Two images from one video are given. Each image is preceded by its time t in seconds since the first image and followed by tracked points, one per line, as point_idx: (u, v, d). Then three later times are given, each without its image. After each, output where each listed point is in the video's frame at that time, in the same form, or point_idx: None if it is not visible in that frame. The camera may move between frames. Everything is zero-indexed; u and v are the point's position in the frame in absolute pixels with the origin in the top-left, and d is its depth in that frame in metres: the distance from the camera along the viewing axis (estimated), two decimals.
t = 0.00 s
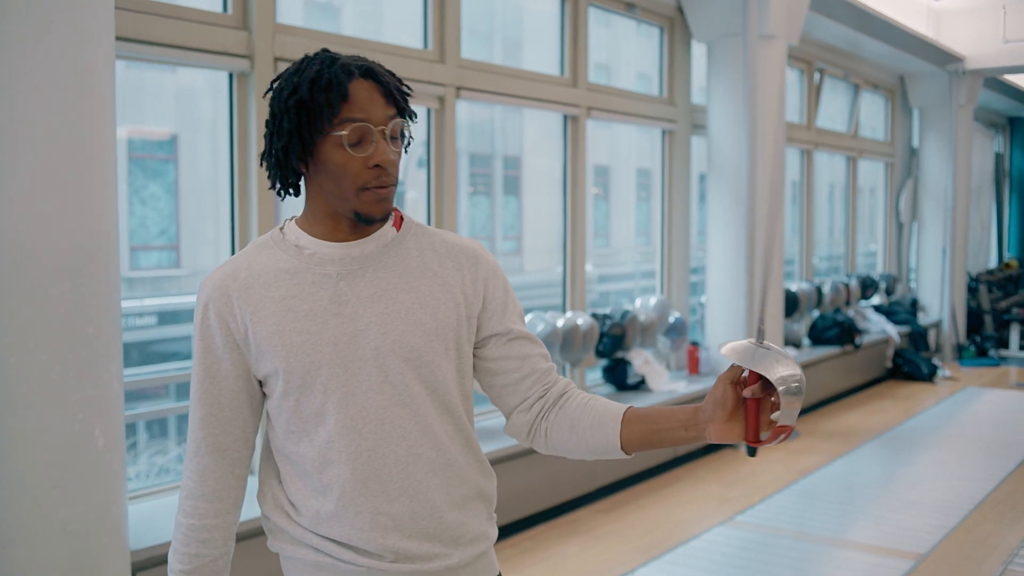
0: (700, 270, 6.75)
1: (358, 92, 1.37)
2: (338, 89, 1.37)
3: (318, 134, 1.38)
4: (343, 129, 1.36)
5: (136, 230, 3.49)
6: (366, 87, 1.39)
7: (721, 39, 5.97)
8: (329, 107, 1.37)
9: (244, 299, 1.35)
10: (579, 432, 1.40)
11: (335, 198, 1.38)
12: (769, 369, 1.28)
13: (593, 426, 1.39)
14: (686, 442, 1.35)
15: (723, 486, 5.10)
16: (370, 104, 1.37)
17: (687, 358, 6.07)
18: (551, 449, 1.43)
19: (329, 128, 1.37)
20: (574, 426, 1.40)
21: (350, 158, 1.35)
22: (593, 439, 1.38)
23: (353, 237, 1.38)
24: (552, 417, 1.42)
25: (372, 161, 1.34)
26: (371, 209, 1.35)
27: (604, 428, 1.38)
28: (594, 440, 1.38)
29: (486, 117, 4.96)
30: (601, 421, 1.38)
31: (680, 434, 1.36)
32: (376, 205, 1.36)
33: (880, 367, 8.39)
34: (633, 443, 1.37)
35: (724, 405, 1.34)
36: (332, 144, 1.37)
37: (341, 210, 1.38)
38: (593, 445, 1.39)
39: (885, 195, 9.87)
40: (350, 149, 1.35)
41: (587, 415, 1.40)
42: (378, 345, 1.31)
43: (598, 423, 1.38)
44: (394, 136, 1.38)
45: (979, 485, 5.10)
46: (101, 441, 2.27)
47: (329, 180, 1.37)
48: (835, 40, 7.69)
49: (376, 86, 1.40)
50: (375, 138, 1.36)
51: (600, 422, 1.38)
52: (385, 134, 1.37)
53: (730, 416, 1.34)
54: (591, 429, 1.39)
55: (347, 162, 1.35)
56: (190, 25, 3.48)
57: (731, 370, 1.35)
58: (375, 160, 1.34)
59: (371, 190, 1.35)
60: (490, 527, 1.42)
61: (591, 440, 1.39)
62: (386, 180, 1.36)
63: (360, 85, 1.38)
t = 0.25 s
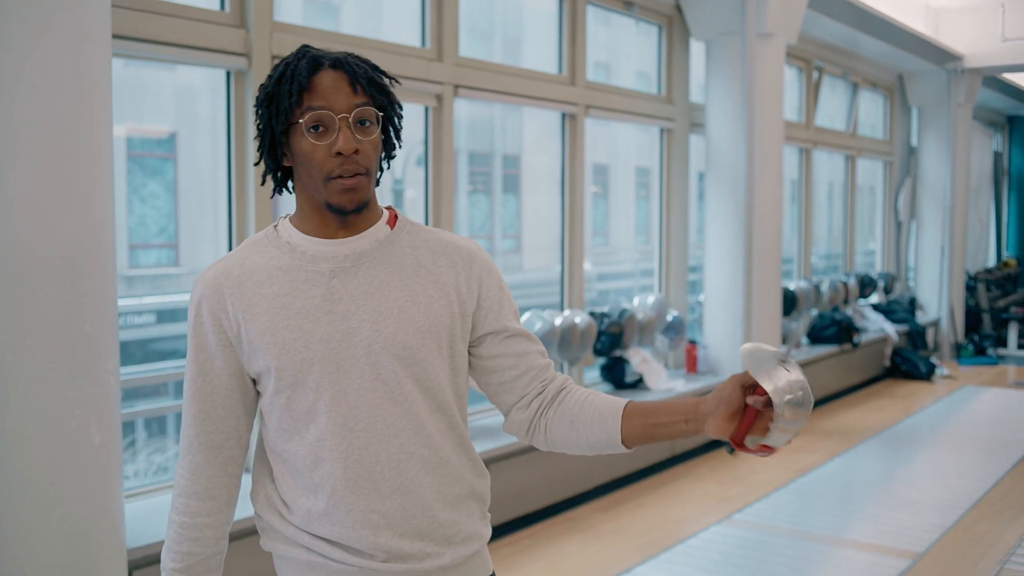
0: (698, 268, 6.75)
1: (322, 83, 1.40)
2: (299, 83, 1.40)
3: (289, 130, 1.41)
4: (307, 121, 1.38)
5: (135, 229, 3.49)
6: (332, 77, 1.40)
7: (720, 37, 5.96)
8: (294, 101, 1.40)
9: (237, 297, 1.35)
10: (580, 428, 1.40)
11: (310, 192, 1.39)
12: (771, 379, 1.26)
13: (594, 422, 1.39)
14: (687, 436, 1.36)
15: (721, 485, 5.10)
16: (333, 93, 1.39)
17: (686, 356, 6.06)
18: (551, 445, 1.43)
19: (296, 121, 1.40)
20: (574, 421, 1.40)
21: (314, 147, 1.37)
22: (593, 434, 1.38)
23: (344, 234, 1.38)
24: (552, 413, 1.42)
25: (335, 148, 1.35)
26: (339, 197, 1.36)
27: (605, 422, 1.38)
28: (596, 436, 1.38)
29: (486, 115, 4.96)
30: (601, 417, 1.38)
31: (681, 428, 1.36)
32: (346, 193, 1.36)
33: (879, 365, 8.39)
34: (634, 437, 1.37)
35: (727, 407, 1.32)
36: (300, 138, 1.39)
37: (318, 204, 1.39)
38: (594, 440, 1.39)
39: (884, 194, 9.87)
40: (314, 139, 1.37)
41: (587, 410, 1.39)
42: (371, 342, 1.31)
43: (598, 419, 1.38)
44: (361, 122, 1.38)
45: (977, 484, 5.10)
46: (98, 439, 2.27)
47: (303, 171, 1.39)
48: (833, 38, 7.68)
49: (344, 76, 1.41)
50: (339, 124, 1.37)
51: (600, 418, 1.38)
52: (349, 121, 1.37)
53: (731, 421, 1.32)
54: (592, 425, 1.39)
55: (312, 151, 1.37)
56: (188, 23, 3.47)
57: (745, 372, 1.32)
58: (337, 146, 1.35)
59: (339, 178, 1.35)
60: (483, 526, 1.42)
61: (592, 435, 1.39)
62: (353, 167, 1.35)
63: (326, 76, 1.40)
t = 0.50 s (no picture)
0: (698, 268, 6.75)
1: (314, 81, 1.39)
2: (289, 82, 1.40)
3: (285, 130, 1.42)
4: (302, 120, 1.38)
5: (136, 229, 3.49)
6: (325, 77, 1.40)
7: (719, 37, 5.96)
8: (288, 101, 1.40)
9: (233, 298, 1.35)
10: (567, 433, 1.40)
11: (308, 192, 1.39)
12: (754, 384, 1.27)
13: (582, 427, 1.39)
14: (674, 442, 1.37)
15: (721, 484, 5.10)
16: (324, 92, 1.39)
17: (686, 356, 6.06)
18: (538, 449, 1.44)
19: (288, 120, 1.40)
20: (562, 427, 1.41)
21: (310, 146, 1.37)
22: (582, 440, 1.39)
23: (338, 232, 1.38)
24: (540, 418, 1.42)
25: (331, 147, 1.35)
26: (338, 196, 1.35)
27: (592, 427, 1.39)
28: (584, 442, 1.39)
29: (486, 114, 4.96)
30: (590, 424, 1.39)
31: (667, 434, 1.38)
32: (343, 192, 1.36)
33: (879, 365, 8.39)
34: (621, 443, 1.39)
35: (715, 409, 1.34)
36: (295, 137, 1.39)
37: (316, 204, 1.39)
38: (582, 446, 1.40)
39: (884, 193, 9.87)
40: (309, 138, 1.37)
41: (574, 414, 1.40)
42: (366, 342, 1.31)
43: (588, 425, 1.39)
44: (354, 121, 1.38)
45: (977, 483, 5.09)
46: (96, 439, 2.27)
47: (298, 171, 1.39)
48: (833, 37, 7.68)
49: (336, 74, 1.41)
50: (331, 123, 1.37)
51: (589, 424, 1.39)
52: (342, 119, 1.37)
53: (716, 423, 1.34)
54: (580, 432, 1.39)
55: (310, 150, 1.37)
56: (186, 23, 3.47)
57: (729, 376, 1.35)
58: (334, 145, 1.35)
59: (336, 177, 1.35)
60: (481, 526, 1.42)
61: (580, 441, 1.39)
62: (349, 164, 1.35)
63: (318, 75, 1.40)
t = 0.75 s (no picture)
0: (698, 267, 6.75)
1: (334, 81, 1.40)
2: (313, 79, 1.39)
3: (296, 125, 1.40)
4: (324, 118, 1.38)
5: (136, 229, 3.49)
6: (343, 78, 1.41)
7: (718, 36, 5.96)
8: (308, 97, 1.39)
9: (225, 301, 1.35)
10: (567, 423, 1.39)
11: (318, 190, 1.38)
12: (754, 366, 1.28)
13: (581, 415, 1.38)
14: (671, 426, 1.35)
15: (721, 483, 5.10)
16: (346, 92, 1.39)
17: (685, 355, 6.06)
18: (540, 441, 1.43)
19: (306, 118, 1.39)
20: (561, 415, 1.39)
21: (332, 145, 1.37)
22: (582, 428, 1.38)
23: (333, 233, 1.39)
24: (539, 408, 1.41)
25: (356, 147, 1.36)
26: (355, 198, 1.36)
27: (591, 416, 1.37)
28: (583, 431, 1.38)
29: (486, 114, 4.96)
30: (588, 411, 1.37)
31: (665, 418, 1.35)
32: (361, 192, 1.36)
33: (879, 364, 8.39)
34: (620, 431, 1.36)
35: (714, 391, 1.33)
36: (313, 134, 1.38)
37: (325, 202, 1.38)
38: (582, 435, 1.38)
39: (884, 192, 9.87)
40: (331, 137, 1.37)
41: (572, 404, 1.39)
42: (360, 342, 1.31)
43: (586, 413, 1.38)
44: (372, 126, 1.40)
45: (976, 482, 5.09)
46: (95, 439, 2.27)
47: (310, 172, 1.39)
48: (833, 36, 7.67)
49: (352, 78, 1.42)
50: (355, 124, 1.38)
51: (587, 412, 1.37)
52: (364, 122, 1.39)
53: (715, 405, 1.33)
54: (579, 419, 1.38)
55: (330, 150, 1.37)
56: (184, 23, 3.47)
57: (728, 358, 1.35)
58: (359, 147, 1.36)
59: (356, 177, 1.36)
60: (477, 525, 1.42)
61: (580, 430, 1.38)
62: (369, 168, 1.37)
63: (338, 76, 1.41)
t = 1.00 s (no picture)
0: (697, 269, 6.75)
1: (335, 88, 1.39)
2: (316, 84, 1.38)
3: (295, 129, 1.39)
4: (324, 125, 1.37)
5: (135, 231, 3.48)
6: (344, 84, 1.40)
7: (716, 38, 5.96)
8: (308, 102, 1.38)
9: (219, 304, 1.34)
10: (557, 427, 1.39)
11: (315, 195, 1.38)
12: (741, 367, 1.29)
13: (571, 420, 1.38)
14: (660, 428, 1.37)
15: (720, 485, 5.10)
16: (348, 99, 1.39)
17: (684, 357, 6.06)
18: (530, 445, 1.42)
19: (308, 124, 1.38)
20: (551, 420, 1.39)
21: (331, 152, 1.36)
22: (572, 433, 1.38)
23: (328, 237, 1.39)
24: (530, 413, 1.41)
25: (355, 155, 1.36)
26: (353, 205, 1.36)
27: (580, 419, 1.38)
28: (574, 435, 1.38)
29: (485, 116, 4.96)
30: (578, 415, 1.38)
31: (653, 420, 1.37)
32: (358, 199, 1.36)
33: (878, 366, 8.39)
34: (609, 433, 1.37)
35: (701, 393, 1.35)
36: (312, 140, 1.37)
37: (321, 207, 1.38)
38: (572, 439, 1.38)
39: (883, 194, 9.87)
40: (331, 143, 1.37)
41: (563, 408, 1.39)
42: (355, 346, 1.30)
43: (576, 417, 1.38)
44: (372, 134, 1.40)
45: (976, 484, 5.09)
46: (91, 442, 2.26)
47: (308, 177, 1.38)
48: (831, 38, 7.67)
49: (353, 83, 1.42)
50: (356, 132, 1.37)
51: (577, 416, 1.38)
52: (364, 130, 1.38)
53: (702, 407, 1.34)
54: (569, 423, 1.38)
55: (329, 157, 1.36)
56: (182, 26, 3.47)
57: (716, 360, 1.36)
58: (358, 155, 1.36)
59: (353, 184, 1.36)
60: (472, 527, 1.42)
61: (570, 434, 1.38)
62: (368, 175, 1.37)
63: (338, 82, 1.40)
